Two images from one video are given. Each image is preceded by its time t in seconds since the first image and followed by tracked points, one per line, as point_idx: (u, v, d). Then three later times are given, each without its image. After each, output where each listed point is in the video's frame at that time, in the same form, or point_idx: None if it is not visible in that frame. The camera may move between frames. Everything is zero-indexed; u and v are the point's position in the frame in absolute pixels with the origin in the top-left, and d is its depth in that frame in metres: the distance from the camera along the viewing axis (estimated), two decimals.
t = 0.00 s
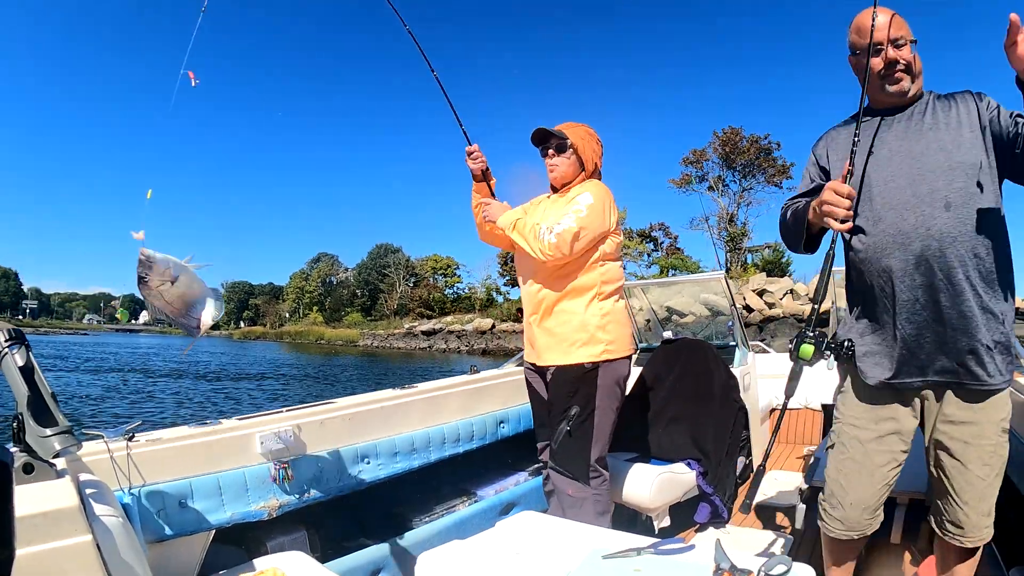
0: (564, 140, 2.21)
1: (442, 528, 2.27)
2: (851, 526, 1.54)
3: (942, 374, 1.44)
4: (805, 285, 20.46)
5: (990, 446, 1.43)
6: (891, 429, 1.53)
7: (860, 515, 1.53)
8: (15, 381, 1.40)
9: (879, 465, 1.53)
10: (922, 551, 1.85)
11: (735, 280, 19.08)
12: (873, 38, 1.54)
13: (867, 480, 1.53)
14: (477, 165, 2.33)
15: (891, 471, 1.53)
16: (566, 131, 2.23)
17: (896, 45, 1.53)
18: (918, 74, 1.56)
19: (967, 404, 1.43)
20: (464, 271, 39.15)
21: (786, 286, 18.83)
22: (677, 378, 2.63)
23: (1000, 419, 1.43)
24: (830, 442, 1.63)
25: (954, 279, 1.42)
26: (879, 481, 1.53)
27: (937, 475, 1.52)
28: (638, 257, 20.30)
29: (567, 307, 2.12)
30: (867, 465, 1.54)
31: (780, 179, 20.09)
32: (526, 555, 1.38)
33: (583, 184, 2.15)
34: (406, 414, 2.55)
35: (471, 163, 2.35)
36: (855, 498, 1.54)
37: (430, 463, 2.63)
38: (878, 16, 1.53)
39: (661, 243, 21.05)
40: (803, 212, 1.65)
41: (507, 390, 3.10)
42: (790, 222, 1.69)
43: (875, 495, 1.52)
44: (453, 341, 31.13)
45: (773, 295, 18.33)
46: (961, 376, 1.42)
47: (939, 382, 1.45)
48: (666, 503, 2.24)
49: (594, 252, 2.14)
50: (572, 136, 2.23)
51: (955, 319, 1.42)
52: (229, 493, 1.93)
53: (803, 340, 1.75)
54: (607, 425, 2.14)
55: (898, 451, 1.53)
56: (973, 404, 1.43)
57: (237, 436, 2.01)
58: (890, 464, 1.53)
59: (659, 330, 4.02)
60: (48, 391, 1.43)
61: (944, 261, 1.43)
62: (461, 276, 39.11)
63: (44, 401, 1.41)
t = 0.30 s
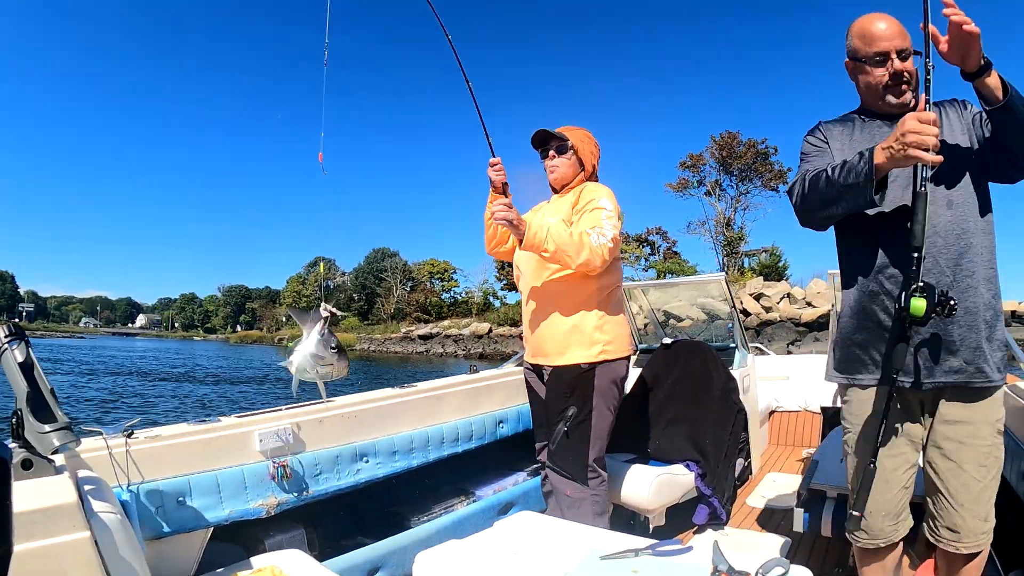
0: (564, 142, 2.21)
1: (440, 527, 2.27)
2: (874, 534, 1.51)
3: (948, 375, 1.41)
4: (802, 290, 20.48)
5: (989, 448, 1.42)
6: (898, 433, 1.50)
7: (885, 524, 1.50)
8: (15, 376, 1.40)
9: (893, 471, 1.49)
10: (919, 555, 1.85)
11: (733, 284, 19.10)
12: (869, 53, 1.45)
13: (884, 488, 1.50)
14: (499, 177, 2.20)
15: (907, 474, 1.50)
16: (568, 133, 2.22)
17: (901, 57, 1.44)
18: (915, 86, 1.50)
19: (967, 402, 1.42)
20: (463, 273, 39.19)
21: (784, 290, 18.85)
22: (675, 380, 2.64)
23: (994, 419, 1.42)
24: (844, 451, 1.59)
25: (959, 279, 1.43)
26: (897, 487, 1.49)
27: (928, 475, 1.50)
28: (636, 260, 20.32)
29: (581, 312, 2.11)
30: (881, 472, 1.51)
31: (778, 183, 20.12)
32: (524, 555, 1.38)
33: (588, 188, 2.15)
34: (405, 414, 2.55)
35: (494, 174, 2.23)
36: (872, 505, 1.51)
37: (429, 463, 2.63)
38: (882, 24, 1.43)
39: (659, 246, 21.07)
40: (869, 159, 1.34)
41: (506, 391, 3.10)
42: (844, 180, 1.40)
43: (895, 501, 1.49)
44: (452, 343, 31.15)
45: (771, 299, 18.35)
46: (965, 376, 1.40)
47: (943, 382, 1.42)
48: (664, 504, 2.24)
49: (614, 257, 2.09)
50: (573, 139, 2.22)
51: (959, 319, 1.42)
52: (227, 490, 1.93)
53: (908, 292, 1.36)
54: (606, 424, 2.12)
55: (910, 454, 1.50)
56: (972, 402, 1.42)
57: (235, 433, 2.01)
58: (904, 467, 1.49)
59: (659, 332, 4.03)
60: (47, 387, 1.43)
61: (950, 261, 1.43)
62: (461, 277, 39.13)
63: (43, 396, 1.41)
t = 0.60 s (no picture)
0: (574, 146, 2.18)
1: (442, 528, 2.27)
2: (877, 537, 1.49)
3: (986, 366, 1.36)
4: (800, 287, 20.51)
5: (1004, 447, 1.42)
6: (908, 434, 1.47)
7: (887, 527, 1.48)
8: (15, 381, 1.40)
9: (899, 473, 1.46)
10: (922, 552, 1.86)
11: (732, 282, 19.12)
12: (878, 50, 1.42)
13: (891, 491, 1.46)
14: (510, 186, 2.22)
15: (912, 477, 1.47)
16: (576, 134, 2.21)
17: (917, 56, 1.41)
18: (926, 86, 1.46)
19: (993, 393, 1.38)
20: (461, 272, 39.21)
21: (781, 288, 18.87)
22: (675, 380, 2.64)
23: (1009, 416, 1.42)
24: (845, 451, 1.55)
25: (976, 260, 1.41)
26: (903, 490, 1.46)
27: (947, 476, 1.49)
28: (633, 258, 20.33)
29: (592, 309, 2.10)
30: (887, 475, 1.47)
31: (775, 181, 20.15)
32: (526, 555, 1.38)
33: (596, 189, 2.14)
34: (405, 415, 2.55)
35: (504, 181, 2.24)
36: (878, 510, 1.48)
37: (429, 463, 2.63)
38: (897, 18, 1.39)
39: (657, 245, 21.08)
40: (943, 79, 1.19)
41: (506, 390, 3.10)
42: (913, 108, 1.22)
43: (901, 505, 1.46)
44: (451, 342, 31.16)
45: (769, 297, 18.37)
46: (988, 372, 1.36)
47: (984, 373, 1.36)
48: (665, 503, 2.24)
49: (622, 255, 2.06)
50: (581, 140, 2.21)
51: (987, 305, 1.38)
52: (229, 492, 1.93)
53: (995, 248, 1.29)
54: (607, 425, 2.13)
55: (916, 456, 1.47)
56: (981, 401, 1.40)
57: (236, 436, 2.01)
58: (909, 470, 1.47)
59: (660, 330, 4.03)
60: (48, 391, 1.43)
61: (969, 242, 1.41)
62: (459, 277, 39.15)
63: (44, 400, 1.41)
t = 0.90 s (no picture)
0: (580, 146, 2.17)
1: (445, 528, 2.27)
2: (895, 535, 1.49)
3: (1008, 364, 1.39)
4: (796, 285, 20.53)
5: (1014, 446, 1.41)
6: (926, 433, 1.46)
7: (907, 525, 1.47)
8: (16, 385, 1.40)
9: (919, 472, 1.46)
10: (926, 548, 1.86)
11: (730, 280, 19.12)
12: (899, 34, 1.40)
13: (910, 490, 1.46)
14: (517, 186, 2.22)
15: (930, 475, 1.47)
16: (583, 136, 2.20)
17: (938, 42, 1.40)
18: (942, 75, 1.45)
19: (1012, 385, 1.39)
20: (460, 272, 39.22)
21: (778, 286, 18.89)
22: (676, 380, 2.63)
23: None
24: (863, 450, 1.53)
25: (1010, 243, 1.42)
26: (922, 488, 1.47)
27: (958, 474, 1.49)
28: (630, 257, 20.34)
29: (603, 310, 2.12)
30: (907, 474, 1.47)
31: (771, 178, 20.16)
32: (528, 555, 1.38)
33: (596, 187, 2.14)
34: (406, 415, 2.55)
35: (510, 182, 2.23)
36: (897, 508, 1.48)
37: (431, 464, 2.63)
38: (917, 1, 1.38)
39: (647, 245, 21.15)
40: (893, 168, 1.27)
41: (507, 390, 3.10)
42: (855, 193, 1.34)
43: (920, 503, 1.47)
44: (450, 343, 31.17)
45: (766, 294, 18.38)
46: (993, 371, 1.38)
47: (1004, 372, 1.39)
48: (666, 502, 2.23)
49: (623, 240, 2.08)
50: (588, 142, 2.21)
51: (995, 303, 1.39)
52: (231, 495, 1.93)
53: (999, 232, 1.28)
54: (606, 424, 2.14)
55: (935, 453, 1.47)
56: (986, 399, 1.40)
57: (237, 438, 2.01)
58: (928, 468, 1.47)
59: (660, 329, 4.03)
60: (48, 395, 1.43)
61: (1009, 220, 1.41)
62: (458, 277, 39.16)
63: (44, 404, 1.41)
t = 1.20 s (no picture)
0: (580, 142, 2.14)
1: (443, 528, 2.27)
2: (885, 536, 1.50)
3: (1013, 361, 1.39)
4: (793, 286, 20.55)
5: (1011, 450, 1.41)
6: (918, 435, 1.46)
7: (897, 526, 1.48)
8: (15, 383, 1.40)
9: (911, 473, 1.47)
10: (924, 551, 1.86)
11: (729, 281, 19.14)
12: (908, 28, 1.41)
13: (900, 491, 1.47)
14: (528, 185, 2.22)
15: (922, 477, 1.48)
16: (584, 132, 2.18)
17: (948, 40, 1.41)
18: (952, 71, 1.45)
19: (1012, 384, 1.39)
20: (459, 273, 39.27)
21: (775, 287, 18.91)
22: (675, 382, 2.62)
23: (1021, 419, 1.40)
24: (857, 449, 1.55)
25: None
26: (912, 490, 1.47)
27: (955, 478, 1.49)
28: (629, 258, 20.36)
29: (596, 304, 2.09)
30: (898, 475, 1.48)
31: (768, 180, 20.19)
32: (527, 556, 1.38)
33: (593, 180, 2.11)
34: (406, 415, 2.55)
35: (522, 181, 2.24)
36: (886, 508, 1.49)
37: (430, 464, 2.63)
38: None
39: (646, 247, 21.16)
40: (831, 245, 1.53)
41: (506, 391, 3.09)
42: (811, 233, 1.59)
43: (910, 505, 1.47)
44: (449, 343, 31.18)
45: (763, 296, 18.40)
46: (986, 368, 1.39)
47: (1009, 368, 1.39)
48: (666, 503, 2.24)
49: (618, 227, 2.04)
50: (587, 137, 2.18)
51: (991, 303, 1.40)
52: (230, 493, 1.93)
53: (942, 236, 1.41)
54: (601, 425, 2.12)
55: (927, 456, 1.47)
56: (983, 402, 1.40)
57: (237, 437, 2.00)
58: (920, 470, 1.47)
59: (660, 330, 4.03)
60: (48, 393, 1.43)
61: None
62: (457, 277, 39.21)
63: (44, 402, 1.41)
